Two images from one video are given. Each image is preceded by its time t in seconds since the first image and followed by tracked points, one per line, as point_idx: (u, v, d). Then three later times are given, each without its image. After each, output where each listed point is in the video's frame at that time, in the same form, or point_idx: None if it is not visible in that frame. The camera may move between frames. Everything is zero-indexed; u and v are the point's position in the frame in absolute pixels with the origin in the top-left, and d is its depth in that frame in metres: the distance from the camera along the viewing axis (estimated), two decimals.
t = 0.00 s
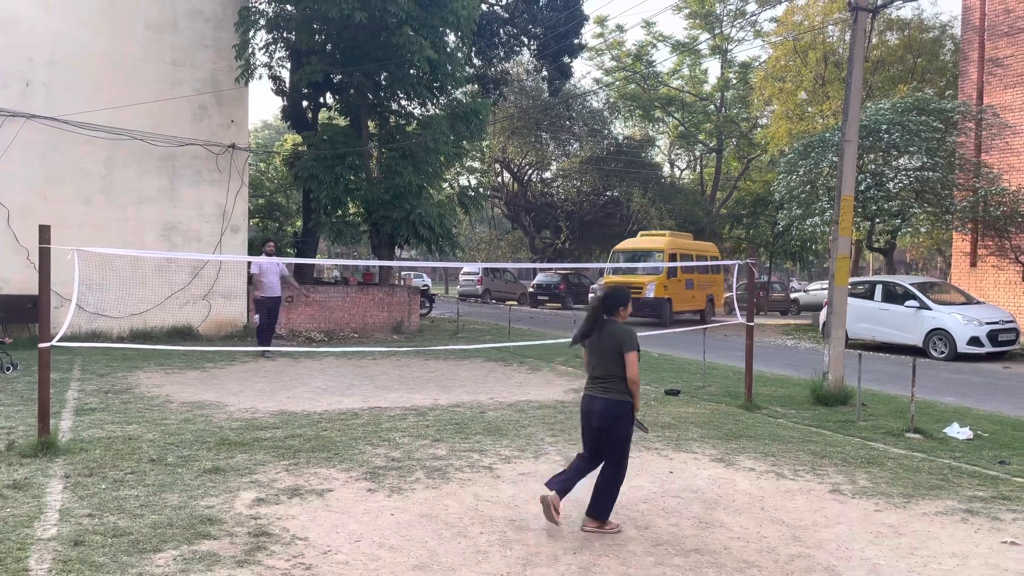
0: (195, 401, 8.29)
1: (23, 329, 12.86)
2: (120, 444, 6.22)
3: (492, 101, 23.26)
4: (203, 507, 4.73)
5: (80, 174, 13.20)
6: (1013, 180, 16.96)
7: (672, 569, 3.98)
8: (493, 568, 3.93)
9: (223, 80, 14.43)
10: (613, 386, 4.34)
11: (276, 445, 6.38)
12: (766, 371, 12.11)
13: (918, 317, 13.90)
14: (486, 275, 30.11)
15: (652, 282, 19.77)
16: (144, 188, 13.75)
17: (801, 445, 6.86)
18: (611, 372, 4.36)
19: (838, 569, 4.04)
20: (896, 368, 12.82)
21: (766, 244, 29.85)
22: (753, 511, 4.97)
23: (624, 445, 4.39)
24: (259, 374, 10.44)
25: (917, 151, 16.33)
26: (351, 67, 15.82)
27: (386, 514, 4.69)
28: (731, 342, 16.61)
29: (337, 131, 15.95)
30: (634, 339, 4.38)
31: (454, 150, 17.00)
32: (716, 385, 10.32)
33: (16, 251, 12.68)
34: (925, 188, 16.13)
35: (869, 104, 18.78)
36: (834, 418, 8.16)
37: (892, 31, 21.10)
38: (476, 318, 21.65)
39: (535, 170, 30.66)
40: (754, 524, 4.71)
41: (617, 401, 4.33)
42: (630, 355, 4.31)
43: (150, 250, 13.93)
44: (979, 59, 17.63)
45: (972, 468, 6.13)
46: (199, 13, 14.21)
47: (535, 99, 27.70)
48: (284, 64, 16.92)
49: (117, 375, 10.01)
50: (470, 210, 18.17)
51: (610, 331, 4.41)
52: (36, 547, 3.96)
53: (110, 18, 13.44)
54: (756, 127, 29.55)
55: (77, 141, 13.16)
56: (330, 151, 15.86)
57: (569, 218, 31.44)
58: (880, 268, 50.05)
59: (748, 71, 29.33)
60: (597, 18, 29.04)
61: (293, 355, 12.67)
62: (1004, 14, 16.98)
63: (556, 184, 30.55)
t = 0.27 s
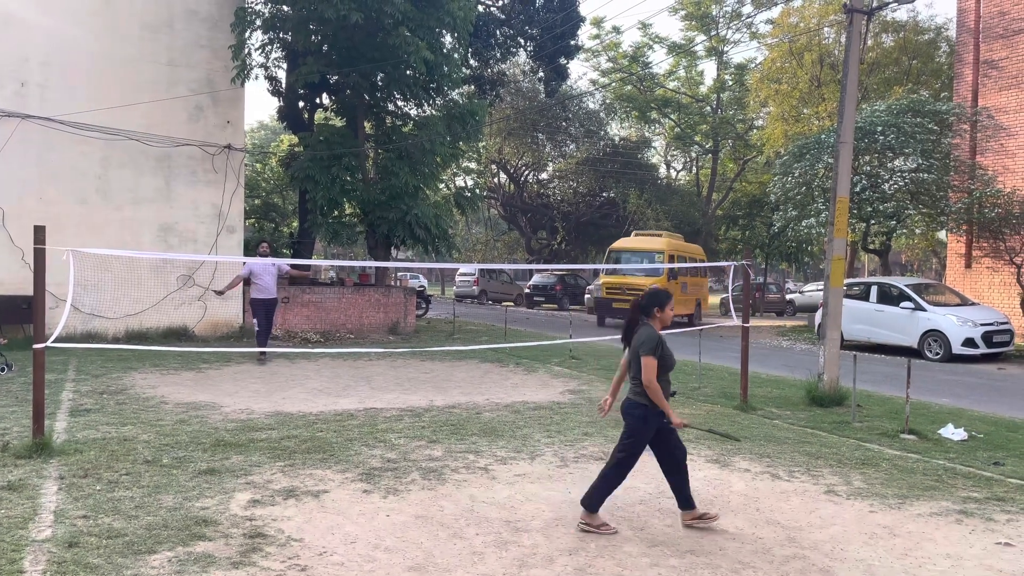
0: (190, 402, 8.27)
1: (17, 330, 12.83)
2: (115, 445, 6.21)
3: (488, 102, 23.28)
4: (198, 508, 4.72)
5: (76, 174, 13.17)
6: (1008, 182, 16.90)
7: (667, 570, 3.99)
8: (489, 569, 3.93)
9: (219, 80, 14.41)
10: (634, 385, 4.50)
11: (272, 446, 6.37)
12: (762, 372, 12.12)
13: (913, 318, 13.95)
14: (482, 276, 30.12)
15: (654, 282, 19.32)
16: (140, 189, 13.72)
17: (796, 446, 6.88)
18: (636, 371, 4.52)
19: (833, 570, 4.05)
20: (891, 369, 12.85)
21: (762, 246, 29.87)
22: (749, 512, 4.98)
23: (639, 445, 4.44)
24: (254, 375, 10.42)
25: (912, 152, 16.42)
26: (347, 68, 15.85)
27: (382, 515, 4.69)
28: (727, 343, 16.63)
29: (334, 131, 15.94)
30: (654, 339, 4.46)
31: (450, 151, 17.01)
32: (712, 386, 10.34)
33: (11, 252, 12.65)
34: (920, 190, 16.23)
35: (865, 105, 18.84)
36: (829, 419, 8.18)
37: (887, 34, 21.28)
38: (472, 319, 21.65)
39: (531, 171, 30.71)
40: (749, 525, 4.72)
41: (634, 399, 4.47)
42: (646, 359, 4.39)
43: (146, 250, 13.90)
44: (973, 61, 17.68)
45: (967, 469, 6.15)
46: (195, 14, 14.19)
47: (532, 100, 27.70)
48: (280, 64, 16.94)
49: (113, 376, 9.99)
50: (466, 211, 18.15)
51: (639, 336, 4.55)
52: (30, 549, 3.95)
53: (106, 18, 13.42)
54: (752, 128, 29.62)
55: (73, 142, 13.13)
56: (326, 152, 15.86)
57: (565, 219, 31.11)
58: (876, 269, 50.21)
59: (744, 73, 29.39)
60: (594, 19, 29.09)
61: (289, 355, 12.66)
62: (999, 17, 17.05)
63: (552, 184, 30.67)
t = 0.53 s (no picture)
0: (185, 403, 8.25)
1: (12, 330, 12.80)
2: (109, 446, 6.19)
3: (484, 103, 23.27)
4: (193, 510, 4.71)
5: (71, 174, 13.14)
6: (1001, 184, 16.93)
7: (662, 571, 3.99)
8: (484, 570, 3.93)
9: (214, 81, 14.37)
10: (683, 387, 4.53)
11: (267, 447, 6.36)
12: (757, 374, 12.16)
13: (908, 320, 13.99)
14: (478, 277, 30.12)
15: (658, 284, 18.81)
16: (135, 189, 13.69)
17: (791, 447, 6.89)
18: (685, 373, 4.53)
19: (828, 571, 4.06)
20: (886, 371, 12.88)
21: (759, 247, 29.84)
22: (744, 513, 4.99)
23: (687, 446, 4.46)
24: (250, 376, 10.41)
25: (907, 154, 16.52)
26: (343, 69, 15.81)
27: (377, 517, 4.69)
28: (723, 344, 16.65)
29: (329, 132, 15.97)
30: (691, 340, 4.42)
31: (446, 152, 17.01)
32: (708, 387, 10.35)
33: (5, 252, 12.63)
34: (915, 192, 16.32)
35: (860, 108, 18.90)
36: (824, 420, 8.20)
37: (883, 36, 21.42)
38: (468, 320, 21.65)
39: (527, 172, 30.76)
40: (745, 526, 4.73)
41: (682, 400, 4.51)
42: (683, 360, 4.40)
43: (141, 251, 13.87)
44: (969, 64, 17.80)
45: (961, 471, 6.17)
46: (191, 14, 14.16)
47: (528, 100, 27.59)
48: (276, 65, 16.92)
49: (108, 377, 9.96)
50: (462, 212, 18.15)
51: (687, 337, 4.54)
52: (24, 550, 3.94)
53: (102, 18, 13.40)
54: (747, 130, 29.66)
55: (67, 142, 13.10)
56: (322, 153, 15.85)
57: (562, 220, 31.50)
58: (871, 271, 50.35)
59: (739, 75, 29.41)
60: (590, 21, 29.10)
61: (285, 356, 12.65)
62: (994, 19, 17.11)
63: (548, 186, 30.94)
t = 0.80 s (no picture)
0: (180, 404, 8.22)
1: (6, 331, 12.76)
2: (104, 447, 6.16)
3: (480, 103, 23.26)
4: (187, 510, 4.70)
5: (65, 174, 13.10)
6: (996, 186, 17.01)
7: (657, 573, 3.99)
8: (479, 572, 3.92)
9: (210, 81, 14.34)
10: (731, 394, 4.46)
11: (263, 448, 6.34)
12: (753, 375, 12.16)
13: (902, 321, 14.02)
14: (474, 278, 30.13)
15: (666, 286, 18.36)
16: (129, 189, 13.65)
17: (786, 449, 6.90)
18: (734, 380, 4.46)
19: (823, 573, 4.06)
20: (880, 373, 12.90)
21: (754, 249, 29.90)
22: (740, 514, 5.00)
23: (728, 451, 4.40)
24: (245, 376, 10.38)
25: (902, 157, 16.50)
26: (339, 69, 15.79)
27: (372, 518, 4.68)
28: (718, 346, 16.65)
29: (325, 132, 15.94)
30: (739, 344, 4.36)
31: (442, 153, 17.00)
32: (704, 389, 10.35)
33: None
34: (910, 194, 16.35)
35: (855, 110, 18.96)
36: (819, 422, 8.21)
37: (879, 38, 21.45)
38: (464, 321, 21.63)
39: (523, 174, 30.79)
40: (741, 528, 4.74)
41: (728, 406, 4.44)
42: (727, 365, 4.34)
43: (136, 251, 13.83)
44: (963, 66, 17.80)
45: (956, 472, 6.19)
46: (186, 13, 14.13)
47: (524, 101, 27.70)
48: (272, 65, 16.89)
49: (102, 377, 9.92)
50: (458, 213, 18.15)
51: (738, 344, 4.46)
52: (18, 551, 3.92)
53: (97, 17, 13.36)
54: (743, 131, 29.71)
55: (62, 141, 13.06)
56: (318, 153, 15.84)
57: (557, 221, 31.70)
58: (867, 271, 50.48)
59: (735, 77, 29.44)
60: (586, 22, 29.13)
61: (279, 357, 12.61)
62: (989, 22, 17.20)
63: (544, 187, 30.91)
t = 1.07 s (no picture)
0: (176, 404, 8.20)
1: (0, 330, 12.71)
2: (99, 447, 6.15)
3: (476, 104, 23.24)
4: (183, 511, 4.69)
5: (60, 174, 13.06)
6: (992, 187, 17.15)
7: (654, 573, 3.99)
8: (475, 572, 3.93)
9: (206, 80, 14.31)
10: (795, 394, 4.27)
11: (258, 448, 6.34)
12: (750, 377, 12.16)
13: (898, 322, 14.06)
14: (470, 278, 30.13)
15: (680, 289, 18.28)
16: (125, 189, 13.62)
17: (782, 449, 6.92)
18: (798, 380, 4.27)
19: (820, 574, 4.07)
20: (876, 374, 12.93)
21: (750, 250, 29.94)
22: (737, 515, 5.00)
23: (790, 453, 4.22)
24: (240, 376, 10.36)
25: (898, 158, 16.59)
26: (335, 69, 15.79)
27: (368, 518, 4.67)
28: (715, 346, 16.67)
29: (322, 132, 15.91)
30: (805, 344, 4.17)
31: (439, 153, 16.99)
32: (700, 390, 10.35)
33: None
34: (906, 195, 16.39)
35: (851, 111, 19.00)
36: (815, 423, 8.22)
37: (874, 40, 21.60)
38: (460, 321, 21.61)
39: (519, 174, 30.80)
40: (738, 528, 4.74)
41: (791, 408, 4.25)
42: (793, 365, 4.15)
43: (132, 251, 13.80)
44: (959, 68, 17.89)
45: (951, 473, 6.21)
46: (182, 13, 14.12)
47: (520, 102, 27.75)
48: (268, 65, 16.89)
49: (97, 377, 9.90)
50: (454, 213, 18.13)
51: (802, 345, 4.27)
52: (13, 551, 3.91)
53: (93, 16, 13.32)
54: (739, 133, 29.74)
55: (57, 141, 13.01)
56: (314, 153, 15.82)
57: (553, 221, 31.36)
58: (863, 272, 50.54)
59: (731, 78, 29.45)
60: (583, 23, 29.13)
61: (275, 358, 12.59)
62: (985, 24, 17.26)
63: (541, 187, 30.86)
